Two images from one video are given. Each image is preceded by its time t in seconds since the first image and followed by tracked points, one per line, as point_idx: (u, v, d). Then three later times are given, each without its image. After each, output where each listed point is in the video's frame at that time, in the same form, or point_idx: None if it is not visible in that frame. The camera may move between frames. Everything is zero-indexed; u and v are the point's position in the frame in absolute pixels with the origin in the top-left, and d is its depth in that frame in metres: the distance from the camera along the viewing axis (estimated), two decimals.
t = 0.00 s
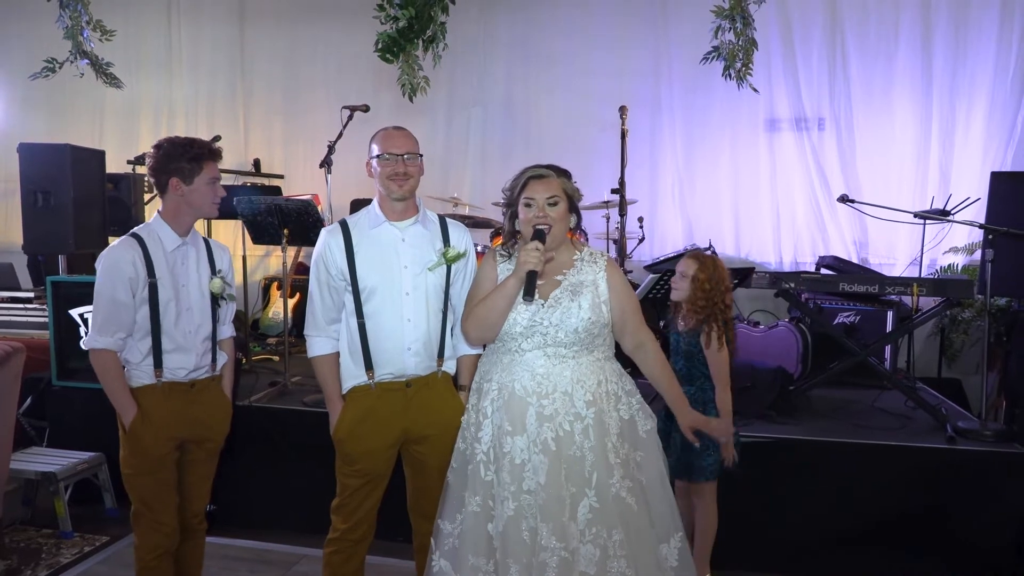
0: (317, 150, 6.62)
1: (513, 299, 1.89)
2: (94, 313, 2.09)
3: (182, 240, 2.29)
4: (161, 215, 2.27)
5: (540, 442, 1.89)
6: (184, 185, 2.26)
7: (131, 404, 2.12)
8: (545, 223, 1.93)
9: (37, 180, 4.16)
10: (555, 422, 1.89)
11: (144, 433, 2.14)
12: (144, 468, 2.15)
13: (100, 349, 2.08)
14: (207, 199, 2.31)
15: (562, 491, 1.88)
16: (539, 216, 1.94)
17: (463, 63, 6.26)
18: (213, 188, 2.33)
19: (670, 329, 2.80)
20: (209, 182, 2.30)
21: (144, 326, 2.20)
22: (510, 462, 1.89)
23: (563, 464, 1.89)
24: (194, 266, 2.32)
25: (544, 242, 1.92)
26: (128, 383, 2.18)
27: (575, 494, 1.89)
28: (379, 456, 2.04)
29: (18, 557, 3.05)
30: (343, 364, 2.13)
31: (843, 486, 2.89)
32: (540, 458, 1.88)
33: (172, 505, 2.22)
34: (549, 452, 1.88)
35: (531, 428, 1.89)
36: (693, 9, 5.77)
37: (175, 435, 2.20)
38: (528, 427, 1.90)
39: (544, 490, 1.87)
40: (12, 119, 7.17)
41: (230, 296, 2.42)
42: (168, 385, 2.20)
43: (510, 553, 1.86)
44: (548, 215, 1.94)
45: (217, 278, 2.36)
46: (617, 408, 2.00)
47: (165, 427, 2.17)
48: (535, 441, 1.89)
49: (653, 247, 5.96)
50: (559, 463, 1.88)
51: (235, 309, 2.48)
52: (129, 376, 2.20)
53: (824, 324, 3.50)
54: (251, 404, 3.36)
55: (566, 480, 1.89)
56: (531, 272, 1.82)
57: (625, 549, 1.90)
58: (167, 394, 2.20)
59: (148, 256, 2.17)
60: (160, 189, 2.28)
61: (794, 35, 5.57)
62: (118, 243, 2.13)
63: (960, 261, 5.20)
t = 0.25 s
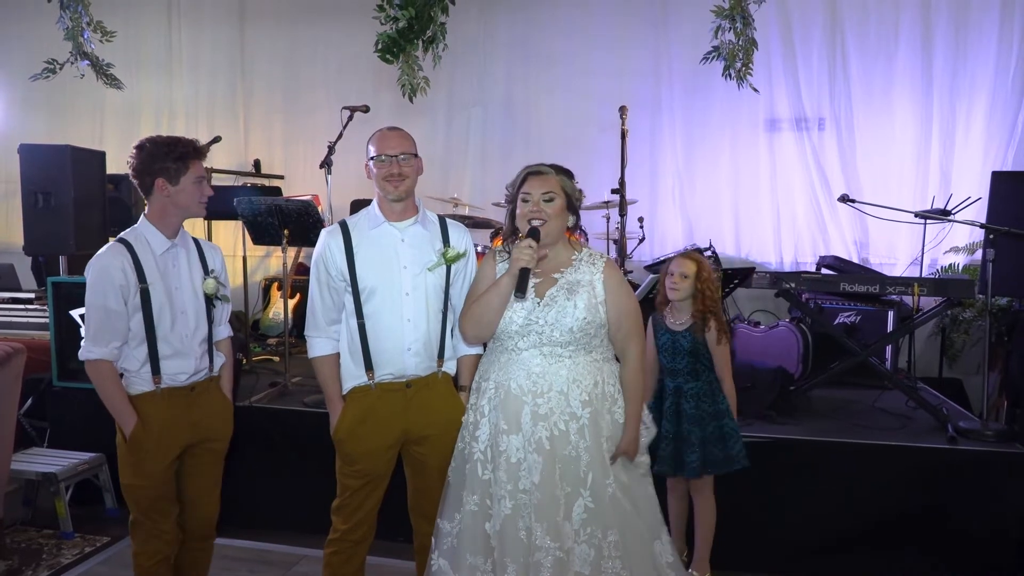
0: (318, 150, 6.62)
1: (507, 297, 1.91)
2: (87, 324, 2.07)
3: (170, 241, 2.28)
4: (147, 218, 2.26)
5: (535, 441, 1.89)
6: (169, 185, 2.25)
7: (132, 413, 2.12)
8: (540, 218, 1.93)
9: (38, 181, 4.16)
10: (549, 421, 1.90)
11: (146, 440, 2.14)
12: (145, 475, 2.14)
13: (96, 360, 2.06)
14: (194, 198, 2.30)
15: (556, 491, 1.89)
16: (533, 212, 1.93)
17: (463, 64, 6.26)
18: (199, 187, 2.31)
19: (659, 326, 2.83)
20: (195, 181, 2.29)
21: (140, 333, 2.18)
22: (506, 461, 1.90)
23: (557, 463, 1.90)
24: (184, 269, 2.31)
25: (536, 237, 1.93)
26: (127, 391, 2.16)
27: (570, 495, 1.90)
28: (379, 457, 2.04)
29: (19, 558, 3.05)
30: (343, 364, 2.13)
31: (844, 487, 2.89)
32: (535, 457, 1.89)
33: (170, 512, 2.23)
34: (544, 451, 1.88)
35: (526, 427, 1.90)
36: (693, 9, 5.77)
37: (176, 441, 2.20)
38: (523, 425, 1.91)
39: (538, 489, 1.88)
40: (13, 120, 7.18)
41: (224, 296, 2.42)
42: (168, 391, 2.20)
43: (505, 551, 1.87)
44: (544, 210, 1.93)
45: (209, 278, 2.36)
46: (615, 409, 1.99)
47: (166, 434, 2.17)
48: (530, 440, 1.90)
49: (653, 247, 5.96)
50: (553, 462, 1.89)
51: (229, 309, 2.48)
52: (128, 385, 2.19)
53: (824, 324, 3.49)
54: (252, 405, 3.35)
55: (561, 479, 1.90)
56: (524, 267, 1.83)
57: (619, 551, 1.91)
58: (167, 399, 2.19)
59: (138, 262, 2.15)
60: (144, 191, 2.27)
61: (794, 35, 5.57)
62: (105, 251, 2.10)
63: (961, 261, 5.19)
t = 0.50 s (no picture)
0: (318, 151, 6.63)
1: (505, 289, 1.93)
2: (82, 325, 2.07)
3: (170, 241, 2.28)
4: (147, 219, 2.26)
5: (528, 440, 1.91)
6: (171, 186, 2.24)
7: (127, 411, 2.12)
8: (541, 212, 1.96)
9: (39, 182, 4.16)
10: (543, 421, 1.91)
11: (143, 439, 2.14)
12: (143, 473, 2.15)
13: (87, 361, 2.06)
14: (195, 199, 2.29)
15: (548, 491, 1.90)
16: (535, 206, 1.96)
17: (463, 64, 6.26)
18: (201, 187, 2.31)
19: (660, 325, 2.85)
20: (197, 182, 2.29)
21: (137, 333, 2.18)
22: (499, 459, 1.93)
23: (549, 463, 1.91)
24: (184, 269, 2.31)
25: (536, 232, 1.96)
26: (123, 389, 2.17)
27: (561, 495, 1.91)
28: (377, 458, 2.03)
29: (20, 558, 3.05)
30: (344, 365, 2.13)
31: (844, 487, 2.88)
32: (528, 456, 1.90)
33: (168, 511, 2.23)
34: (536, 451, 1.90)
35: (520, 425, 1.92)
36: (693, 10, 5.77)
37: (174, 441, 2.20)
38: (518, 424, 1.92)
39: (529, 488, 1.89)
40: (14, 121, 7.18)
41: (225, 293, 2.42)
42: (165, 388, 2.19)
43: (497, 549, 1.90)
44: (545, 204, 1.96)
45: (211, 271, 2.37)
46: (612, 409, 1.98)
47: (164, 433, 2.17)
48: (523, 439, 1.92)
49: (654, 247, 5.96)
50: (545, 461, 1.90)
51: (227, 307, 2.49)
52: (125, 383, 2.19)
53: (825, 325, 3.49)
54: (254, 405, 3.35)
55: (552, 479, 1.91)
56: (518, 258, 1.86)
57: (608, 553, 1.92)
58: (164, 397, 2.19)
59: (136, 262, 2.15)
60: (144, 192, 2.26)
61: (795, 36, 5.57)
62: (101, 252, 2.10)
63: (962, 261, 5.18)
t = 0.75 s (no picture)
0: (318, 152, 6.62)
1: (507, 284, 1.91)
2: (92, 325, 2.08)
3: (179, 243, 2.27)
4: (155, 220, 2.26)
5: (531, 435, 1.90)
6: (180, 186, 2.24)
7: (136, 412, 2.12)
8: (544, 210, 1.96)
9: (39, 183, 4.16)
10: (546, 415, 1.90)
11: (149, 440, 2.14)
12: (148, 473, 2.15)
13: (95, 361, 2.07)
14: (203, 199, 2.29)
15: (552, 486, 1.88)
16: (538, 204, 1.96)
17: (463, 65, 6.26)
18: (209, 187, 2.31)
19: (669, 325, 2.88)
20: (205, 182, 2.29)
21: (146, 334, 2.18)
22: (502, 455, 1.91)
23: (553, 458, 1.89)
24: (192, 270, 2.31)
25: (540, 231, 1.96)
26: (133, 389, 2.17)
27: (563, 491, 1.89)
28: (377, 458, 2.03)
29: (20, 560, 3.05)
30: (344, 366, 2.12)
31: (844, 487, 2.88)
32: (532, 451, 1.90)
33: (172, 511, 2.22)
34: (540, 445, 1.89)
35: (523, 421, 1.91)
36: (693, 11, 5.77)
37: (180, 441, 2.19)
38: (521, 419, 1.91)
39: (533, 483, 1.88)
40: (14, 122, 7.18)
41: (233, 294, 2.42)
42: (175, 389, 2.19)
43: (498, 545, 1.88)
44: (547, 203, 1.95)
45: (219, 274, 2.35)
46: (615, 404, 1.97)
47: (170, 434, 2.16)
48: (527, 434, 1.91)
49: (654, 247, 5.96)
50: (549, 456, 1.89)
51: (234, 308, 2.50)
52: (134, 383, 2.19)
53: (826, 325, 3.48)
54: (253, 406, 3.35)
55: (556, 473, 1.89)
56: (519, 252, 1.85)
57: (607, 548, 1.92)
58: (173, 398, 2.19)
59: (145, 263, 2.15)
60: (152, 192, 2.25)
61: (795, 36, 5.57)
62: (111, 253, 2.10)
63: (962, 261, 5.18)
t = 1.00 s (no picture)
0: (318, 152, 6.62)
1: (510, 283, 1.92)
2: (116, 325, 2.08)
3: (196, 243, 2.29)
4: (173, 220, 2.27)
5: (542, 434, 1.88)
6: (197, 186, 2.25)
7: (158, 412, 2.13)
8: (543, 211, 1.96)
9: (40, 184, 4.16)
10: (557, 414, 1.88)
11: (170, 440, 2.14)
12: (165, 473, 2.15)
13: (121, 361, 2.07)
14: (220, 199, 2.30)
15: (565, 484, 1.87)
16: (537, 204, 1.96)
17: (463, 65, 6.26)
18: (226, 187, 2.32)
19: (689, 325, 2.81)
20: (222, 181, 2.30)
21: (168, 334, 2.19)
22: (513, 455, 1.89)
23: (565, 457, 1.87)
24: (209, 271, 2.32)
25: (540, 230, 1.95)
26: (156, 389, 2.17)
27: (577, 489, 1.87)
28: (377, 458, 2.03)
29: (20, 561, 3.05)
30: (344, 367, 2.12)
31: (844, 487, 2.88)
32: (545, 449, 1.87)
33: (186, 511, 2.22)
34: (552, 443, 1.87)
35: (533, 420, 1.89)
36: (693, 11, 5.77)
37: (199, 443, 2.20)
38: (530, 419, 1.89)
39: (547, 481, 1.87)
40: (14, 122, 7.18)
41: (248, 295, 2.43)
42: (196, 389, 2.21)
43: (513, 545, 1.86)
44: (547, 203, 1.95)
45: (235, 276, 2.38)
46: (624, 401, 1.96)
47: (190, 435, 2.17)
48: (538, 434, 1.88)
49: (654, 248, 5.96)
50: (562, 455, 1.87)
51: (249, 309, 2.50)
52: (154, 383, 2.20)
53: (826, 325, 3.48)
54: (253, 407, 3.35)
55: (569, 471, 1.87)
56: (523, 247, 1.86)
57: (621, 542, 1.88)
58: (194, 398, 2.20)
59: (165, 263, 2.16)
60: (170, 193, 2.26)
61: (796, 36, 5.57)
62: (132, 253, 2.11)
63: (963, 261, 5.18)
